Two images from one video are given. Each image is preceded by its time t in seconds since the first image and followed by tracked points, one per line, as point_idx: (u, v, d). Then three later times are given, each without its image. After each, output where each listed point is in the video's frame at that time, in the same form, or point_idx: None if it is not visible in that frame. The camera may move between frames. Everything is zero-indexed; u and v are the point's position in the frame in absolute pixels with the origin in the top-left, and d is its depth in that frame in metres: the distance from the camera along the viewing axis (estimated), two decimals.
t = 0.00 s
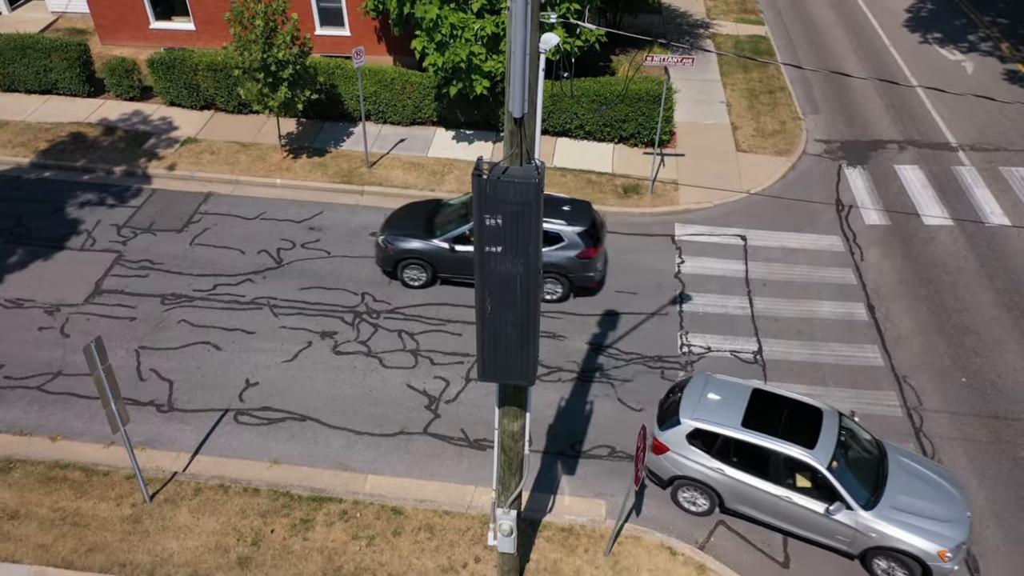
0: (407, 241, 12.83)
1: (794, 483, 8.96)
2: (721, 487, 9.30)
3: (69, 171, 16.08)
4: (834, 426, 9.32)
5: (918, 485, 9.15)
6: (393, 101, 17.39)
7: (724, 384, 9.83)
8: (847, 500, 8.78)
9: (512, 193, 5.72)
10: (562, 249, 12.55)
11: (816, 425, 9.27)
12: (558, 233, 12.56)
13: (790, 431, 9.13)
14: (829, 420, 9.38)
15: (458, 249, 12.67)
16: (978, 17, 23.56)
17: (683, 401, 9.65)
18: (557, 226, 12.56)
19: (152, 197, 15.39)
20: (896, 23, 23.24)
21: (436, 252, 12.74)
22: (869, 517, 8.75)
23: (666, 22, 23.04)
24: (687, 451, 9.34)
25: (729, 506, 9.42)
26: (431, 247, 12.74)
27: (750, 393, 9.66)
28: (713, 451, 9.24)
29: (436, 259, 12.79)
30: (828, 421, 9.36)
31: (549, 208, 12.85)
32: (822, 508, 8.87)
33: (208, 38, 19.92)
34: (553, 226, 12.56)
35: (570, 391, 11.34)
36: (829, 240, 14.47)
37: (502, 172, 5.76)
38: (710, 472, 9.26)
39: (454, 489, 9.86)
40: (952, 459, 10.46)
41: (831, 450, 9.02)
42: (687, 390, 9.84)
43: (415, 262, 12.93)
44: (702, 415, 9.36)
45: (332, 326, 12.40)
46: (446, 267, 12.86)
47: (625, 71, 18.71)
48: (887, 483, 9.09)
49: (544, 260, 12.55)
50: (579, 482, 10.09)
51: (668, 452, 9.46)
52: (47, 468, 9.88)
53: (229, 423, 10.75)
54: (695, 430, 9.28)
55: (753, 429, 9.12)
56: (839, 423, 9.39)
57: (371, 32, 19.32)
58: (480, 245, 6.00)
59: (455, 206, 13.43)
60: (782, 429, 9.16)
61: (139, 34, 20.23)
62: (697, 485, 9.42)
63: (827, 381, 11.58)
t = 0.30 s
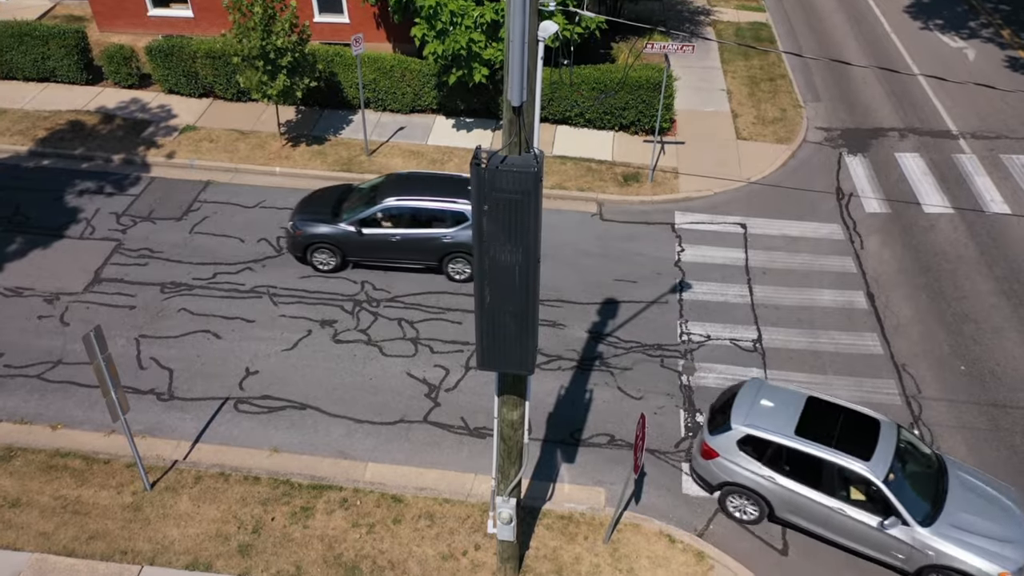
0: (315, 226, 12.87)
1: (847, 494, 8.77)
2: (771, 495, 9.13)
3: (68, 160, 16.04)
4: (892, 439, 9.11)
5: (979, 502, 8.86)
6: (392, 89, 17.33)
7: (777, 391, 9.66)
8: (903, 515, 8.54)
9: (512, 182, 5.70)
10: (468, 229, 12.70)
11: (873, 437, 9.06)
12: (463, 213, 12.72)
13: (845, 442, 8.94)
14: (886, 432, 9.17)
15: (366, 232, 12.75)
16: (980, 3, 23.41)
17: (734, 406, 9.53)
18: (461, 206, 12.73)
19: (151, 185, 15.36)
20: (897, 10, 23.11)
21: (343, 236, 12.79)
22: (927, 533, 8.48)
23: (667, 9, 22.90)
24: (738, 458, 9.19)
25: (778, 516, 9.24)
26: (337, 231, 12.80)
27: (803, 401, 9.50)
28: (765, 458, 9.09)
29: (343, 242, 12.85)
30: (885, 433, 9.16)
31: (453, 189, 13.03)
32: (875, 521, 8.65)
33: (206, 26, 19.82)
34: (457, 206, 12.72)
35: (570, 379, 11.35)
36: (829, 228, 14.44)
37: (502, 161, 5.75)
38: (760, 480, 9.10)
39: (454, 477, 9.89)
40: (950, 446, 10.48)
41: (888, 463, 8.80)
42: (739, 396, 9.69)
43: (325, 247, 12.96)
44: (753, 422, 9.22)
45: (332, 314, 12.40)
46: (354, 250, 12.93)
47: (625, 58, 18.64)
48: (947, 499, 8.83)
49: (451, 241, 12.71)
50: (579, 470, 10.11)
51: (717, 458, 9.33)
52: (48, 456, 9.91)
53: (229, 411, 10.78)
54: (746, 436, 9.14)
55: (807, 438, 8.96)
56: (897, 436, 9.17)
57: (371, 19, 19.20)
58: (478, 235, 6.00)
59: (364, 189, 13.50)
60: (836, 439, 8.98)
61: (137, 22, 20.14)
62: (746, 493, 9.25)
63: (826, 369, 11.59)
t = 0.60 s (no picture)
0: (218, 209, 12.90)
1: (904, 515, 8.51)
2: (823, 510, 8.94)
3: (66, 148, 15.99)
4: (957, 461, 8.79)
5: None
6: (391, 76, 17.26)
7: (839, 404, 9.45)
8: (962, 542, 8.22)
9: (511, 171, 5.68)
10: (369, 212, 12.70)
11: (936, 458, 8.77)
12: (364, 195, 12.69)
13: (905, 461, 8.70)
14: (952, 454, 8.87)
15: (266, 214, 12.75)
16: None
17: (791, 416, 9.37)
18: (361, 188, 12.69)
19: (150, 174, 15.32)
20: None
21: (246, 219, 12.82)
22: (986, 563, 8.13)
23: None
24: (792, 469, 9.02)
25: (831, 531, 9.03)
26: (240, 214, 12.82)
27: (866, 415, 9.27)
28: (819, 471, 8.91)
29: (247, 225, 12.88)
30: (950, 455, 8.86)
31: (357, 170, 12.96)
32: (932, 545, 8.38)
33: (204, 12, 19.72)
34: (358, 188, 12.69)
35: (570, 368, 11.36)
36: (829, 216, 14.42)
37: (501, 150, 5.73)
38: (814, 493, 8.91)
39: (454, 465, 9.92)
40: (949, 434, 10.51)
41: (951, 486, 8.50)
42: (799, 406, 9.52)
43: (228, 229, 13.02)
44: (810, 433, 9.05)
45: (332, 302, 12.40)
46: (258, 233, 12.96)
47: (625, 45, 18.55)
48: (1012, 530, 8.45)
49: (352, 223, 12.72)
50: (578, 458, 10.14)
51: (770, 468, 9.18)
52: (49, 444, 9.94)
53: (229, 399, 10.80)
54: (801, 447, 8.99)
55: (864, 454, 8.74)
56: (964, 459, 8.85)
57: (369, 6, 19.09)
58: (478, 225, 5.99)
59: (269, 170, 13.44)
60: (897, 458, 8.73)
61: (135, 9, 20.03)
62: (798, 505, 9.07)
63: (826, 357, 11.60)
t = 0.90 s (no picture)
0: (102, 187, 12.96)
1: (975, 552, 8.10)
2: (888, 535, 8.64)
3: (64, 134, 15.93)
4: None
5: None
6: (389, 62, 17.18)
7: (918, 428, 9.08)
8: None
9: (510, 157, 5.66)
10: (249, 190, 12.78)
11: (1019, 496, 8.30)
12: (244, 173, 12.74)
13: (982, 495, 8.28)
14: None
15: (148, 193, 12.82)
16: None
17: (864, 435, 9.09)
18: (241, 166, 12.74)
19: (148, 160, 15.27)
20: None
21: (128, 197, 12.89)
22: None
23: None
24: (858, 490, 8.75)
25: (895, 558, 8.72)
26: (122, 193, 12.88)
27: (944, 441, 8.88)
28: (887, 495, 8.60)
29: (130, 204, 12.96)
30: None
31: (239, 149, 13.01)
32: None
33: None
34: (238, 166, 12.73)
35: (569, 354, 11.38)
36: (829, 202, 14.40)
37: (500, 136, 5.71)
38: (879, 517, 8.63)
39: (454, 451, 9.95)
40: (947, 420, 10.54)
41: None
42: (873, 425, 9.21)
43: (113, 208, 13.10)
44: (881, 455, 8.75)
45: (331, 289, 12.40)
46: (142, 212, 13.05)
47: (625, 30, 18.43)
48: None
49: (233, 201, 12.82)
50: (578, 444, 10.17)
51: (836, 486, 8.93)
52: (49, 431, 9.97)
53: (229, 385, 10.83)
54: (870, 468, 8.70)
55: (936, 483, 8.39)
56: None
57: None
58: (477, 211, 5.98)
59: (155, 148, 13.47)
60: (974, 490, 8.33)
61: None
62: (861, 527, 8.80)
63: (825, 343, 11.62)
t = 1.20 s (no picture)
0: None
1: None
2: (948, 565, 8.26)
3: (62, 121, 15.88)
4: None
5: None
6: (388, 49, 17.10)
7: (996, 458, 8.63)
8: None
9: (508, 145, 5.65)
10: (140, 171, 12.84)
11: None
12: (134, 154, 12.82)
13: None
14: None
15: (39, 172, 12.89)
16: None
17: (934, 460, 8.71)
18: (131, 147, 12.81)
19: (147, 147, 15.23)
20: None
21: (21, 176, 12.96)
22: None
23: None
24: (921, 515, 8.40)
25: None
26: (15, 172, 12.96)
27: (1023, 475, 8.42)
28: (951, 523, 8.23)
29: (24, 184, 13.02)
30: None
31: (131, 131, 13.09)
32: None
33: None
34: (128, 147, 12.80)
35: (569, 342, 11.40)
36: (829, 190, 14.37)
37: (499, 124, 5.70)
38: (940, 545, 8.26)
39: (454, 439, 9.98)
40: (946, 406, 10.57)
41: None
42: (945, 450, 8.82)
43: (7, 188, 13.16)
44: (950, 482, 8.37)
45: (331, 277, 12.40)
46: (36, 193, 13.11)
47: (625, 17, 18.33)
48: None
49: (124, 182, 12.87)
50: (577, 432, 10.21)
51: (898, 509, 8.60)
52: (50, 418, 10.00)
53: (229, 373, 10.85)
54: (936, 494, 8.35)
55: (1006, 517, 7.96)
56: None
57: None
58: (476, 199, 5.97)
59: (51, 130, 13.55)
60: None
61: None
62: (920, 553, 8.46)
63: (824, 331, 11.63)
